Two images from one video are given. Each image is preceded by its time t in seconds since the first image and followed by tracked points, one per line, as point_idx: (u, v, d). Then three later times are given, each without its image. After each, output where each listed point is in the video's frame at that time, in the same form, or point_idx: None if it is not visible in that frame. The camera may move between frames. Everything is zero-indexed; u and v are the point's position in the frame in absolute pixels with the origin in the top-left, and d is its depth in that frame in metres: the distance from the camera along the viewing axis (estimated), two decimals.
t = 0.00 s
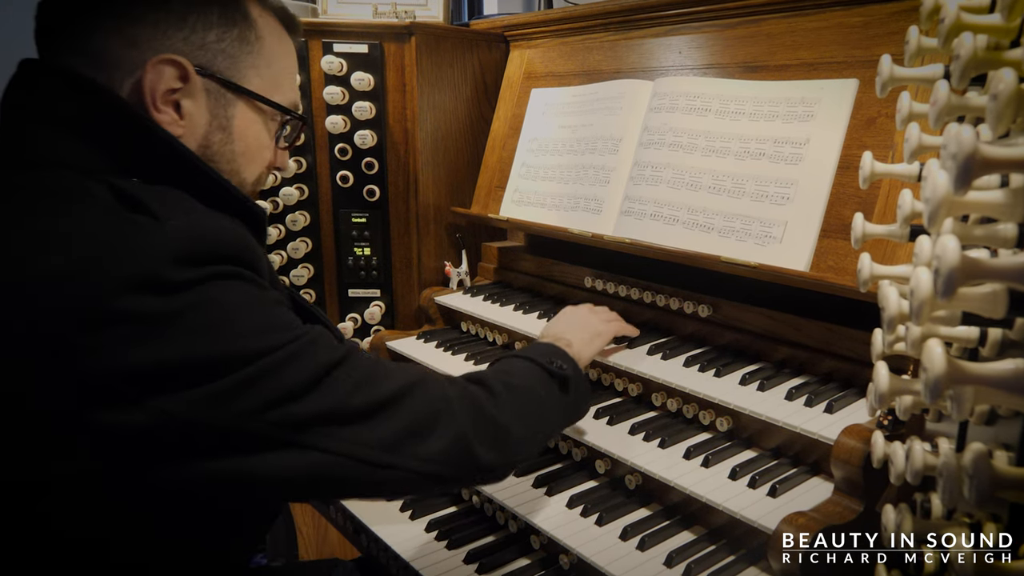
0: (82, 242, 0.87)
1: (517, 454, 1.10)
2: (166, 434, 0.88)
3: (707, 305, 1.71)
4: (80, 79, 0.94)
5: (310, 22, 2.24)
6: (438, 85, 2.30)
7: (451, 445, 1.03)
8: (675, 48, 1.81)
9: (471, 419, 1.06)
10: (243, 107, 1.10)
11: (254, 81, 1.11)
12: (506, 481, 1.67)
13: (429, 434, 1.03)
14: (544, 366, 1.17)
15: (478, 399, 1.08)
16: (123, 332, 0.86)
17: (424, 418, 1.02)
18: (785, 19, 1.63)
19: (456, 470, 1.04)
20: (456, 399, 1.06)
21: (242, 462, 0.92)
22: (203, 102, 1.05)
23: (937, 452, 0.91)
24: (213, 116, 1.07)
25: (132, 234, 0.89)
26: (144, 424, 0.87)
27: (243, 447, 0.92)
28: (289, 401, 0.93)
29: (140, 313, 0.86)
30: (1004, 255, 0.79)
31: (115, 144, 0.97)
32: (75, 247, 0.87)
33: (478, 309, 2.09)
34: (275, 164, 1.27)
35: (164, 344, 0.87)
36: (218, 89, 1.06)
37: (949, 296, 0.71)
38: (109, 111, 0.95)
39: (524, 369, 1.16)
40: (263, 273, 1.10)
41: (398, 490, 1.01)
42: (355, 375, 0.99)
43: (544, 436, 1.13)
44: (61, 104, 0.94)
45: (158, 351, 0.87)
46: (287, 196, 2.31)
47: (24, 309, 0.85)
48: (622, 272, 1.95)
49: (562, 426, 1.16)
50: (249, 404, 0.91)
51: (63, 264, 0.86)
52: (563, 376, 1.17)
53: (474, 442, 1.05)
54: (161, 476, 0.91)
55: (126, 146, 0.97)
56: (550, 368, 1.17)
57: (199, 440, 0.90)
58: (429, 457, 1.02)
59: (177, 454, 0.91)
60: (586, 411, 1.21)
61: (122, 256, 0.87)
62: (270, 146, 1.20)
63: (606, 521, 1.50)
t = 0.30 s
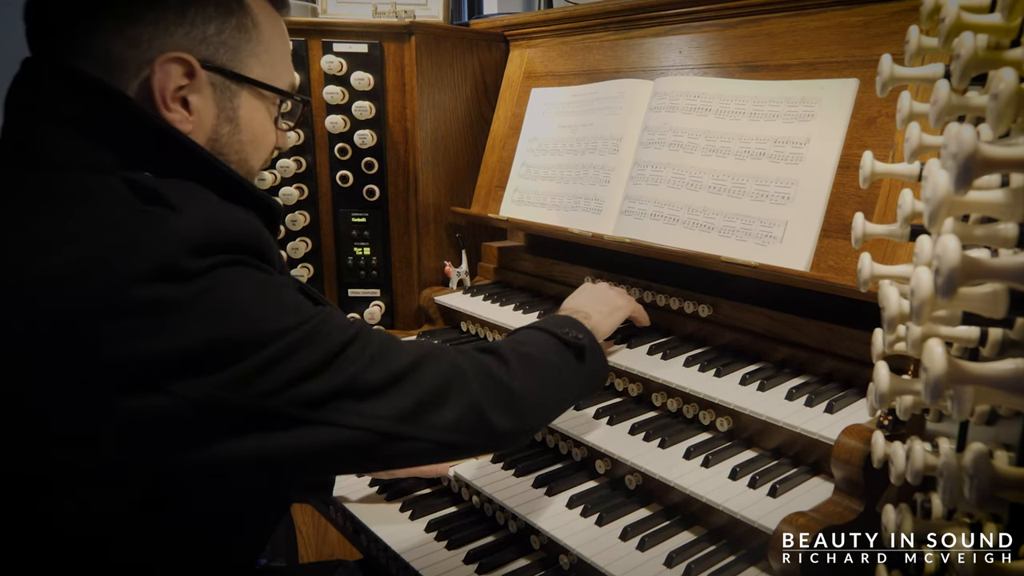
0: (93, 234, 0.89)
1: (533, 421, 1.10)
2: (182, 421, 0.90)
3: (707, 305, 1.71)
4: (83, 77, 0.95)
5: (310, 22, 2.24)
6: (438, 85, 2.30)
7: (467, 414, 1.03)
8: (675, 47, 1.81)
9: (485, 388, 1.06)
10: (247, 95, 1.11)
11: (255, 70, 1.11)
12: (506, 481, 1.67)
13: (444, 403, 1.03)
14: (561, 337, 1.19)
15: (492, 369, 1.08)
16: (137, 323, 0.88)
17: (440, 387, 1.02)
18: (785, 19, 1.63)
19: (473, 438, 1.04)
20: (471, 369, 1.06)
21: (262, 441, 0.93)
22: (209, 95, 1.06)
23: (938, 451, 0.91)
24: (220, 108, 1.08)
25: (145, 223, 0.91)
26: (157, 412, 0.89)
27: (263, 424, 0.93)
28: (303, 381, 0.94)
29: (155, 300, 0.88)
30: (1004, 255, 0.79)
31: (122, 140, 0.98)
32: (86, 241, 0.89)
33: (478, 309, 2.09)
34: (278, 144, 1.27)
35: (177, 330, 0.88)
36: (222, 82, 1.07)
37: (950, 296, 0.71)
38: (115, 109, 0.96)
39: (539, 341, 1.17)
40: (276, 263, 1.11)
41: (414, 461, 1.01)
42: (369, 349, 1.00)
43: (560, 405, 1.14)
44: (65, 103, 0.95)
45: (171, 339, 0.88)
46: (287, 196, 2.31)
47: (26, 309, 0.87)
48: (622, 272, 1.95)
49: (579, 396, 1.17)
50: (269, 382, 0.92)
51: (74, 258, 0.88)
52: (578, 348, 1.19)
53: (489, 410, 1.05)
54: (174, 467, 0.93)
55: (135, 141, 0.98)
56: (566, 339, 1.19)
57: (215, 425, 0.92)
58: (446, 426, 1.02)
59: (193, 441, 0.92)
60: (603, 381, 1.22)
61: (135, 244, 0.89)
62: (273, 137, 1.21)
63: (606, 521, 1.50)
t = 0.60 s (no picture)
0: (92, 231, 0.89)
1: (536, 415, 1.12)
2: (186, 416, 0.91)
3: (707, 305, 1.70)
4: (80, 76, 0.94)
5: (309, 22, 2.24)
6: (438, 84, 2.30)
7: (472, 408, 1.05)
8: (675, 47, 1.81)
9: (491, 382, 1.08)
10: (237, 79, 1.08)
11: (244, 52, 1.09)
12: (506, 481, 1.67)
13: (450, 397, 1.04)
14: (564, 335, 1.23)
15: (497, 363, 1.10)
16: (141, 318, 0.88)
17: (447, 380, 1.04)
18: (785, 19, 1.63)
19: (478, 432, 1.06)
20: (477, 363, 1.08)
21: (263, 435, 0.94)
22: (198, 82, 1.04)
23: (939, 452, 0.91)
24: (211, 95, 1.06)
25: (147, 215, 0.91)
26: (160, 409, 0.90)
27: (268, 418, 0.94)
28: (309, 375, 0.95)
29: (158, 296, 0.88)
30: (1004, 255, 0.79)
31: (117, 135, 0.98)
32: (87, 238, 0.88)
33: (478, 309, 2.08)
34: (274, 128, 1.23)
35: (181, 325, 0.89)
36: (210, 67, 1.05)
37: (950, 296, 0.71)
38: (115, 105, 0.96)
39: (542, 338, 1.20)
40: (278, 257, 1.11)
41: (421, 455, 1.03)
42: (376, 344, 1.00)
43: (563, 400, 1.17)
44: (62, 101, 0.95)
45: (176, 334, 0.89)
46: (287, 195, 2.31)
47: (28, 308, 0.88)
48: (622, 272, 1.94)
49: (581, 392, 1.20)
50: (274, 377, 0.93)
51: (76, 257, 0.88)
52: (581, 345, 1.22)
53: (494, 403, 1.07)
54: (177, 462, 0.94)
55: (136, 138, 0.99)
56: (569, 336, 1.23)
57: (218, 419, 0.93)
58: (451, 420, 1.03)
59: (195, 436, 0.93)
60: (604, 380, 1.26)
61: (137, 238, 0.89)
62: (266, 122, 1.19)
63: (606, 521, 1.49)
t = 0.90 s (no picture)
0: (75, 223, 0.87)
1: (530, 410, 1.13)
2: (186, 412, 0.92)
3: (707, 305, 1.71)
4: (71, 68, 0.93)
5: (310, 21, 2.24)
6: (438, 84, 2.30)
7: (466, 403, 1.05)
8: (675, 47, 1.81)
9: (485, 377, 1.08)
10: (204, 53, 1.05)
11: (219, 31, 1.07)
12: (507, 481, 1.67)
13: (444, 393, 1.04)
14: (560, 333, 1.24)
15: (491, 359, 1.10)
16: (133, 312, 0.87)
17: (441, 376, 1.04)
18: (785, 18, 1.63)
19: (472, 427, 1.06)
20: (471, 359, 1.08)
21: (262, 431, 0.94)
22: (161, 60, 1.01)
23: (940, 452, 0.91)
24: (177, 73, 1.03)
25: (133, 207, 0.89)
26: (159, 406, 0.90)
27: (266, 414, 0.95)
28: (300, 370, 0.94)
29: (146, 290, 0.87)
30: (1006, 254, 0.78)
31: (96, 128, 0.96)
32: (74, 231, 0.87)
33: (478, 309, 2.08)
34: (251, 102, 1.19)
35: (171, 319, 0.88)
36: (173, 42, 1.01)
37: (951, 296, 0.70)
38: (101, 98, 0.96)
39: (537, 336, 1.21)
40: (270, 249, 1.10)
41: (415, 451, 1.03)
42: (369, 337, 1.00)
43: (558, 397, 1.17)
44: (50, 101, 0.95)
45: (166, 329, 0.88)
46: (287, 195, 2.31)
47: (24, 303, 0.86)
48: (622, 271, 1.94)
49: (577, 389, 1.20)
50: (264, 373, 0.92)
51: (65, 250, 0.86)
52: (576, 342, 1.23)
53: (488, 398, 1.07)
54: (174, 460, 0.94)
55: (124, 133, 0.98)
56: (564, 333, 1.23)
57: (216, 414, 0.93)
58: (445, 415, 1.03)
59: (194, 432, 0.94)
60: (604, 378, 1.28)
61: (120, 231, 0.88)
62: (241, 98, 1.15)
63: (606, 521, 1.49)
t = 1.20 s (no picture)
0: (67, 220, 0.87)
1: (530, 398, 1.12)
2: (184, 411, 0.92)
3: (707, 305, 1.70)
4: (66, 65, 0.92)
5: (309, 21, 2.24)
6: (438, 83, 2.30)
7: (466, 392, 1.05)
8: (675, 46, 1.81)
9: (484, 366, 1.08)
10: (181, 37, 1.00)
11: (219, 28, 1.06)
12: (507, 481, 1.67)
13: (443, 382, 1.04)
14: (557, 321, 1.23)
15: (490, 347, 1.10)
16: (130, 307, 0.87)
17: (439, 365, 1.03)
18: (785, 17, 1.62)
19: (472, 415, 1.06)
20: (470, 347, 1.08)
21: (262, 427, 0.94)
22: (136, 48, 0.96)
23: (940, 452, 0.91)
24: (155, 60, 0.98)
25: (128, 202, 0.89)
26: (162, 403, 0.90)
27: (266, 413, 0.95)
28: (299, 363, 0.94)
29: (143, 285, 0.87)
30: (1007, 254, 0.78)
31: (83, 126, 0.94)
32: (70, 228, 0.87)
33: (478, 309, 2.08)
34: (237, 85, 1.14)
35: (167, 314, 0.88)
36: (149, 28, 0.96)
37: (952, 296, 0.70)
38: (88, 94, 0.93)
39: (535, 324, 1.20)
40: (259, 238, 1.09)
41: (415, 441, 1.03)
42: (367, 329, 1.00)
43: (557, 385, 1.16)
44: (41, 98, 0.93)
45: (163, 324, 0.88)
46: (286, 194, 2.31)
47: (29, 300, 0.86)
48: (621, 271, 1.94)
49: (577, 378, 1.19)
50: (262, 366, 0.93)
51: (64, 248, 0.86)
52: (574, 332, 1.21)
53: (487, 387, 1.07)
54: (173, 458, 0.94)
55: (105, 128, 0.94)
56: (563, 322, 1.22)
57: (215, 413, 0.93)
58: (445, 404, 1.03)
59: (194, 430, 0.94)
60: (601, 372, 1.25)
61: (113, 227, 0.88)
62: (224, 82, 1.10)
63: (606, 522, 1.49)
